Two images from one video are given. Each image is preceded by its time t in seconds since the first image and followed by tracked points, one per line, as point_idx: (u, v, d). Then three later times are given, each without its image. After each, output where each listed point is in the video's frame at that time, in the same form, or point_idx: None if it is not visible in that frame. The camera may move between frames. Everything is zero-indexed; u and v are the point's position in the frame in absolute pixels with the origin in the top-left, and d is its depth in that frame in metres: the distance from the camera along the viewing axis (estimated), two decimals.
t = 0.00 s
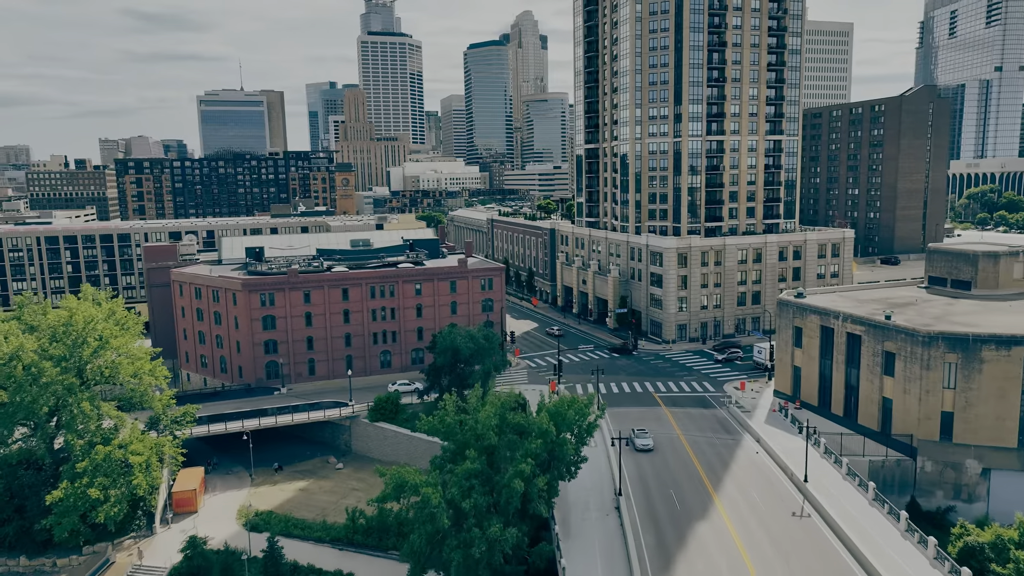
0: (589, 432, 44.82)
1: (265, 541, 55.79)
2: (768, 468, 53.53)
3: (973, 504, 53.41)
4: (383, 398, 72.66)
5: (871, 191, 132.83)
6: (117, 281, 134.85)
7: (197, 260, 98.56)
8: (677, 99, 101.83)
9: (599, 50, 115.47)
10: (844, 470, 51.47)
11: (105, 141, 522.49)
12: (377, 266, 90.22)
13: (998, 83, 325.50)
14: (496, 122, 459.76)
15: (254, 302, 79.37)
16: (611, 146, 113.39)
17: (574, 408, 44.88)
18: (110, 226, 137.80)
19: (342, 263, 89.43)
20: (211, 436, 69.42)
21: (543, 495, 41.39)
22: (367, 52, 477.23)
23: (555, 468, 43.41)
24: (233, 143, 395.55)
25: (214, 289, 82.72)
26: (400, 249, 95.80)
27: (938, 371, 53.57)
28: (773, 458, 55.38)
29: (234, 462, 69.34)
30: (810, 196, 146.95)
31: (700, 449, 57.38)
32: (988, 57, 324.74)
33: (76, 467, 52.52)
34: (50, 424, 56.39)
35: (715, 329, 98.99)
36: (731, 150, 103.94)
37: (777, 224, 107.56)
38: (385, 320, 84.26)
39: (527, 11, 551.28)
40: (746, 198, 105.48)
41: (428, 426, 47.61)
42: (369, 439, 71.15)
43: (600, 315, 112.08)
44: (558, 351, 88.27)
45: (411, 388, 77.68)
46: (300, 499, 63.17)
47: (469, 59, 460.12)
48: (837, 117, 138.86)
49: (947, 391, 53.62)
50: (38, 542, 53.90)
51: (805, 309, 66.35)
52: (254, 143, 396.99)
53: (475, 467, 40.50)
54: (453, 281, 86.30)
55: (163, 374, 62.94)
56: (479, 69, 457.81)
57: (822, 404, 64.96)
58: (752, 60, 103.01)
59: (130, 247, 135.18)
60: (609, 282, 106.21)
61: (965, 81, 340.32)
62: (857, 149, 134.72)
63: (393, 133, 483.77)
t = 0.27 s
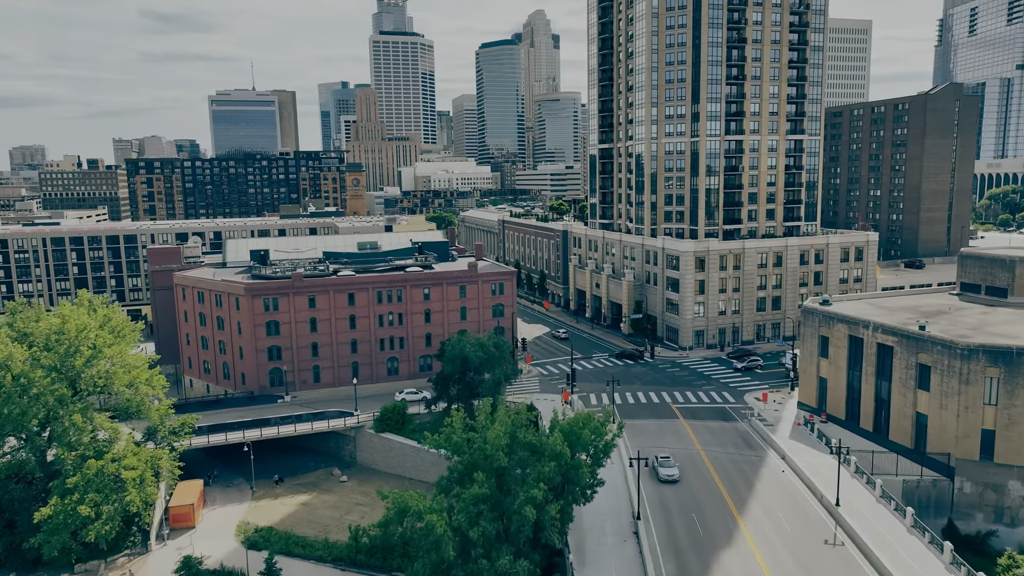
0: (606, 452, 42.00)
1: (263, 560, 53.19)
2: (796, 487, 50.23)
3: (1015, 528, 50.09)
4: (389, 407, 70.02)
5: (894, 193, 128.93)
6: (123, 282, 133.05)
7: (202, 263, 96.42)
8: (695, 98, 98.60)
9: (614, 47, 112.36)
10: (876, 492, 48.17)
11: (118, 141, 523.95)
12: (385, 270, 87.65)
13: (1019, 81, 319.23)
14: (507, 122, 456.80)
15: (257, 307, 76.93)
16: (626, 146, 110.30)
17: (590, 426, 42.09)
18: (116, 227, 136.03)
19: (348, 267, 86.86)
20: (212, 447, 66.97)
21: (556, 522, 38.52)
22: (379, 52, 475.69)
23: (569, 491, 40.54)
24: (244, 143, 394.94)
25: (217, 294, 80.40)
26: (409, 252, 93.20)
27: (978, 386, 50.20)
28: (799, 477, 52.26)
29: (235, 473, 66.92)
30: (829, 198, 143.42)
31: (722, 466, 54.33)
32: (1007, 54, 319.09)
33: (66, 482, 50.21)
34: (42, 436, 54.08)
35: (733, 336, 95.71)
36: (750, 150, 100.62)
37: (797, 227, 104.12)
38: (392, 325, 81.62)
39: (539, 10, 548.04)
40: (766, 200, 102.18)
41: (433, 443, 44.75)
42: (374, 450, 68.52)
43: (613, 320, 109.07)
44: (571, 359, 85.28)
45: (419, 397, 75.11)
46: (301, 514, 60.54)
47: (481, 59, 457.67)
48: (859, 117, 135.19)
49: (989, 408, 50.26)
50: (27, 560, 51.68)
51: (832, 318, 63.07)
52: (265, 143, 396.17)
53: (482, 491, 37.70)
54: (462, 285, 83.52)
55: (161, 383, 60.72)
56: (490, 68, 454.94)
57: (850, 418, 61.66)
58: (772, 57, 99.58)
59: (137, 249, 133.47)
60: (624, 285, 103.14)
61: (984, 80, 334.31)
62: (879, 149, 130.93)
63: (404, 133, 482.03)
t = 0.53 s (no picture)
0: (620, 475, 39.13)
1: None
2: (822, 512, 46.86)
3: None
4: (392, 418, 67.28)
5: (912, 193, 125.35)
6: (124, 284, 130.83)
7: (201, 265, 93.99)
8: (709, 96, 95.46)
9: (625, 44, 109.29)
10: (909, 516, 45.01)
11: (125, 140, 523.40)
12: (388, 273, 84.93)
13: None
14: (515, 121, 453.77)
15: (256, 312, 74.34)
16: (637, 145, 107.23)
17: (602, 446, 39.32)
18: (117, 227, 133.83)
19: (351, 270, 84.17)
20: (207, 459, 64.41)
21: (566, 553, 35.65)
22: (386, 51, 473.57)
23: (580, 518, 37.69)
24: (250, 143, 393.43)
25: (215, 299, 77.90)
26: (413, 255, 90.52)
27: (1017, 402, 47.00)
28: (825, 497, 49.20)
29: (232, 486, 64.34)
30: (845, 199, 139.95)
31: (742, 484, 51.36)
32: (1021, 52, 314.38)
33: (49, 501, 47.68)
34: (26, 449, 51.62)
35: (748, 342, 92.57)
36: (766, 149, 97.40)
37: (814, 228, 100.84)
38: (396, 331, 78.91)
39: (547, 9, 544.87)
40: (782, 201, 98.94)
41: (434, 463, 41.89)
42: (376, 462, 65.83)
43: (623, 325, 106.07)
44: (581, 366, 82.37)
45: (423, 406, 72.39)
46: (299, 530, 57.81)
47: (489, 58, 454.90)
48: (876, 116, 131.66)
49: None
50: None
51: (856, 326, 59.96)
52: (272, 142, 394.56)
53: (487, 519, 34.86)
54: (468, 290, 80.69)
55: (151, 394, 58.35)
56: (498, 67, 452.00)
57: (876, 433, 58.55)
58: (789, 54, 96.30)
59: (138, 250, 131.29)
60: (635, 289, 100.11)
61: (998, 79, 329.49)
62: (897, 149, 127.39)
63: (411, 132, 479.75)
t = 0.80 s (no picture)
0: (637, 503, 36.31)
1: None
2: (850, 539, 43.84)
3: None
4: (394, 429, 64.48)
5: (932, 194, 121.75)
6: (125, 286, 128.69)
7: (201, 268, 91.52)
8: (724, 94, 92.37)
9: (637, 41, 106.25)
10: (947, 544, 41.78)
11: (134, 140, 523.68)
12: (392, 277, 82.19)
13: None
14: (522, 120, 450.83)
15: (254, 318, 71.72)
16: (648, 145, 104.19)
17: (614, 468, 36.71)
18: (119, 229, 131.71)
19: (353, 274, 81.50)
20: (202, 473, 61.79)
21: None
22: (394, 50, 471.59)
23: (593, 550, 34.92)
24: (257, 143, 391.99)
25: (213, 303, 75.38)
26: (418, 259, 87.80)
27: None
28: (853, 520, 46.14)
29: (228, 501, 61.73)
30: (861, 201, 136.44)
31: (764, 505, 48.38)
32: None
33: (31, 521, 45.06)
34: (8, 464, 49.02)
35: (764, 348, 89.40)
36: (783, 149, 94.16)
37: (832, 231, 97.54)
38: (399, 338, 76.16)
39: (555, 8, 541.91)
40: (799, 203, 95.68)
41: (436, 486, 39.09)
42: (378, 476, 63.08)
43: (634, 330, 103.09)
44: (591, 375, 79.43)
45: (427, 416, 69.54)
46: (296, 549, 55.02)
47: (497, 57, 452.28)
48: (894, 115, 128.14)
49: None
50: None
51: (883, 336, 56.83)
52: (279, 142, 393.09)
53: (492, 553, 31.95)
54: (474, 295, 77.85)
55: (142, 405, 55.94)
56: (506, 66, 449.05)
57: (904, 449, 55.41)
58: (807, 50, 93.06)
59: (139, 252, 129.08)
60: (646, 294, 97.08)
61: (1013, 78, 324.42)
62: (917, 149, 123.83)
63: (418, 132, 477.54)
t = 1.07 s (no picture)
0: (657, 536, 33.50)
1: None
2: (883, 568, 40.77)
3: None
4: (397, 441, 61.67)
5: (953, 195, 118.06)
6: (127, 288, 126.52)
7: (200, 272, 89.06)
8: (740, 92, 89.18)
9: (649, 37, 103.08)
10: None
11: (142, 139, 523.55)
12: (396, 282, 79.47)
13: None
14: (531, 119, 447.66)
15: (253, 325, 69.10)
16: (661, 145, 101.07)
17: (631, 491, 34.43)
18: (121, 230, 129.57)
19: (356, 279, 78.82)
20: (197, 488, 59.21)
21: None
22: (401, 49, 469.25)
23: None
24: (264, 142, 390.34)
25: (211, 309, 72.85)
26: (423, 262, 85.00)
27: None
28: (886, 547, 43.07)
29: (224, 517, 59.14)
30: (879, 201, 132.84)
31: (789, 530, 45.38)
32: None
33: (11, 545, 42.45)
34: None
35: (781, 355, 86.21)
36: (801, 149, 90.84)
37: (852, 234, 94.19)
38: (403, 345, 73.40)
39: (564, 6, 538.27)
40: (818, 205, 92.37)
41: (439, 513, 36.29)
42: (380, 492, 60.31)
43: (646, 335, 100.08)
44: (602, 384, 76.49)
45: (432, 428, 66.70)
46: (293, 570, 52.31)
47: (505, 55, 449.27)
48: (914, 114, 124.45)
49: None
50: None
51: (913, 348, 53.56)
52: (286, 141, 391.41)
53: None
54: (481, 301, 75.03)
55: (131, 417, 53.63)
56: (514, 65, 445.88)
57: (936, 468, 52.15)
58: (826, 46, 89.69)
59: (141, 253, 126.82)
60: (659, 298, 94.03)
61: None
62: (938, 148, 120.14)
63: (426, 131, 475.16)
